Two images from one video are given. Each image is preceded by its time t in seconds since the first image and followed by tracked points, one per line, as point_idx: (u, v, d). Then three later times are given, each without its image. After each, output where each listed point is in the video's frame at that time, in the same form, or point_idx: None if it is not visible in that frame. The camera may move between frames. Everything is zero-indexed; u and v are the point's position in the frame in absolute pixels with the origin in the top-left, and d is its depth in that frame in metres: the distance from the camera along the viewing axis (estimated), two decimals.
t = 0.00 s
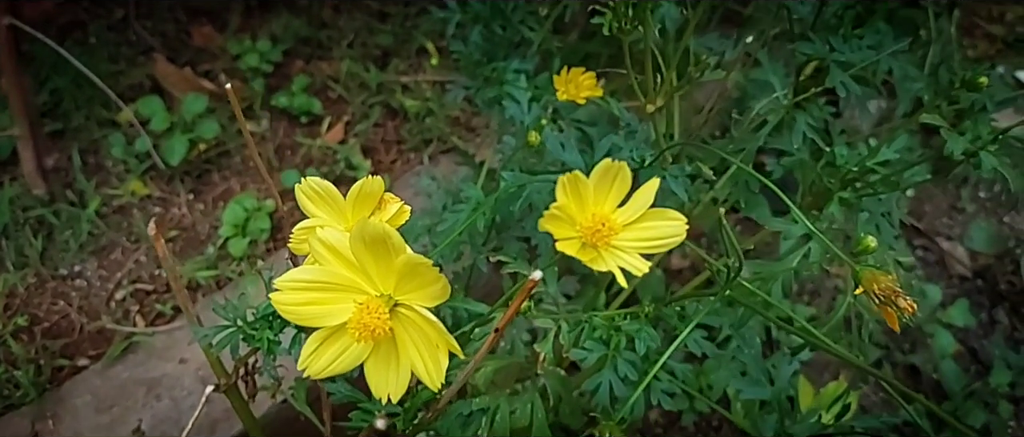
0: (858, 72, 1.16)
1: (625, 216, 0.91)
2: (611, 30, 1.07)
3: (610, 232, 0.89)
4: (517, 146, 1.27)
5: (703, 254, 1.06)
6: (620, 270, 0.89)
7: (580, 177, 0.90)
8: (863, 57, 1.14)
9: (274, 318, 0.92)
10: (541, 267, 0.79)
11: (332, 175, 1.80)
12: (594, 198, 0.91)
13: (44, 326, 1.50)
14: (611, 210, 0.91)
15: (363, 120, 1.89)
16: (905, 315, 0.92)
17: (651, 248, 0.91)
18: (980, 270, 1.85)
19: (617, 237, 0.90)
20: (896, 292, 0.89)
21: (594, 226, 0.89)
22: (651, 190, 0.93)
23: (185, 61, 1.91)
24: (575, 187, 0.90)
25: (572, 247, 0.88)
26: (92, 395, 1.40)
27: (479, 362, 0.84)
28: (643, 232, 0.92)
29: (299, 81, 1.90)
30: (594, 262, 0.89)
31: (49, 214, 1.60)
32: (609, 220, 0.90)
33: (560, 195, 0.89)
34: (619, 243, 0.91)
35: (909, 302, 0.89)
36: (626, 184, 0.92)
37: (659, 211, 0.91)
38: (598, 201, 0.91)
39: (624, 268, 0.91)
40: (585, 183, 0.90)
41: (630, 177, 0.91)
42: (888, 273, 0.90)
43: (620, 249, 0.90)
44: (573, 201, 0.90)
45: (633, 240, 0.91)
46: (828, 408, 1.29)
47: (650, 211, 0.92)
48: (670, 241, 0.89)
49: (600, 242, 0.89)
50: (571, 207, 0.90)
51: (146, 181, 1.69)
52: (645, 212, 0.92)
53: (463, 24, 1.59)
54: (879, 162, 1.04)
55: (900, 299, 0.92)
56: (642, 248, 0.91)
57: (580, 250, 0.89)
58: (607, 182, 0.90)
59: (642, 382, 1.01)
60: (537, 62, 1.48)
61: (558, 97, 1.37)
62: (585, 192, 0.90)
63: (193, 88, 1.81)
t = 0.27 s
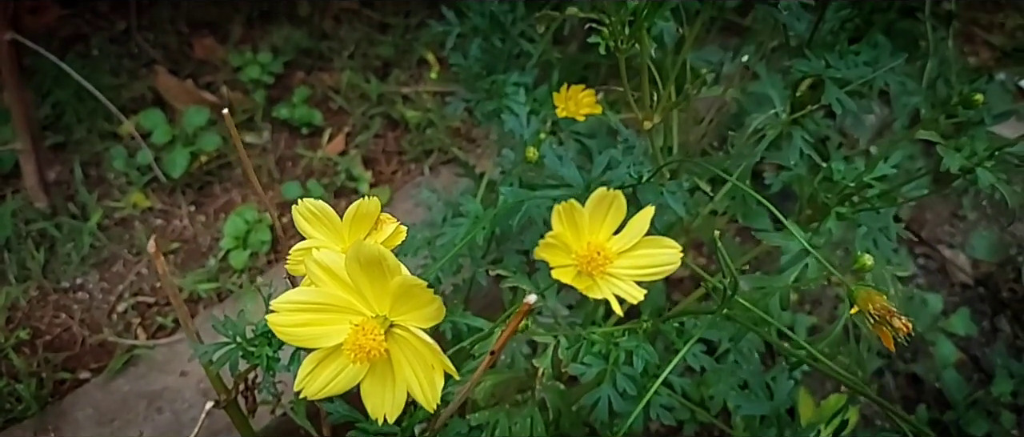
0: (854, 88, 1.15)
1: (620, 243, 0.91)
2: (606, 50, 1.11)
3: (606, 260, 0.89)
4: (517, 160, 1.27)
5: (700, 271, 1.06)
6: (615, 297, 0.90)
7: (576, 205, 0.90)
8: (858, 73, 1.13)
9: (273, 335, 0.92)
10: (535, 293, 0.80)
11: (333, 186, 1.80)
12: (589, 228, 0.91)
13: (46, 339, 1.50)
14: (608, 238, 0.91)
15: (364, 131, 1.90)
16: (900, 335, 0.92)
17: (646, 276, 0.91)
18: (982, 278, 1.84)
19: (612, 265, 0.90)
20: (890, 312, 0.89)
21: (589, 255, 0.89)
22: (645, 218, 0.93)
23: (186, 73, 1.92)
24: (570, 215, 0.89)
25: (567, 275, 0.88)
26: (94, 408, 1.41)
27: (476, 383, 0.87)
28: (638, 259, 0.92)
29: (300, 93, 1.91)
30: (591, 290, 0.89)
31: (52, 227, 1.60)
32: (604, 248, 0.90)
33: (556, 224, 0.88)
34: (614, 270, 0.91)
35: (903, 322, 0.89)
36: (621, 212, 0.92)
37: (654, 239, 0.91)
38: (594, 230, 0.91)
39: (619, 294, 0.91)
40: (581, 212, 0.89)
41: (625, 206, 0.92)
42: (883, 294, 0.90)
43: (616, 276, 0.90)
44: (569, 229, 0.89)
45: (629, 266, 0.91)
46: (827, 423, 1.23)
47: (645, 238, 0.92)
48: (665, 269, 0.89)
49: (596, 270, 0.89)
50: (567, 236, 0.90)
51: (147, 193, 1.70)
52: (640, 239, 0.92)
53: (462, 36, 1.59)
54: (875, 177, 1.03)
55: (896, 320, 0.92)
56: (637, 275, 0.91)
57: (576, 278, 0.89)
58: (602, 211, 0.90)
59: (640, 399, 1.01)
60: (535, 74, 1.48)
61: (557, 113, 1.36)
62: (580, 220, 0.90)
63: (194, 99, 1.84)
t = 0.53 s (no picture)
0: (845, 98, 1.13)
1: (601, 261, 0.88)
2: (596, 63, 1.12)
3: (589, 277, 0.87)
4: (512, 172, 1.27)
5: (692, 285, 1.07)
6: (597, 314, 0.86)
7: (558, 222, 0.88)
8: (850, 84, 1.12)
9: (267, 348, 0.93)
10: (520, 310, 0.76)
11: (330, 194, 1.80)
12: (573, 246, 0.89)
13: (43, 349, 1.51)
14: (591, 255, 0.88)
15: (361, 139, 1.90)
16: (889, 350, 0.91)
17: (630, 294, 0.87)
18: (981, 282, 1.84)
19: (595, 282, 0.87)
20: (878, 329, 0.88)
21: (570, 272, 0.86)
22: (626, 235, 0.90)
23: (183, 81, 1.92)
24: (552, 233, 0.87)
25: (550, 293, 0.86)
26: (92, 418, 1.42)
27: (463, 401, 0.80)
28: (621, 277, 0.88)
29: (297, 101, 1.91)
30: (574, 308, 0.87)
31: (49, 237, 1.61)
32: (587, 265, 0.87)
33: (537, 241, 0.87)
34: (596, 287, 0.87)
35: (891, 338, 0.88)
36: (604, 230, 0.89)
37: (636, 256, 0.88)
38: (577, 247, 0.89)
39: (602, 312, 0.87)
40: (563, 229, 0.87)
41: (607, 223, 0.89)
42: (871, 310, 0.89)
43: (599, 294, 0.87)
44: (551, 247, 0.87)
45: (611, 284, 0.88)
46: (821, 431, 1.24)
47: (628, 255, 0.89)
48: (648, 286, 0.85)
49: (579, 288, 0.86)
50: (550, 254, 0.88)
51: (145, 202, 1.70)
52: (624, 256, 0.89)
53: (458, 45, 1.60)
54: (868, 186, 1.02)
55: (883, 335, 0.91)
56: (619, 293, 0.88)
57: (559, 296, 0.86)
58: (585, 228, 0.88)
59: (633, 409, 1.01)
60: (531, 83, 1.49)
61: (550, 124, 1.35)
62: (563, 238, 0.88)
63: (192, 108, 1.86)
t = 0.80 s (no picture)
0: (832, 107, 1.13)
1: (581, 280, 0.84)
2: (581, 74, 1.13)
3: (567, 297, 0.81)
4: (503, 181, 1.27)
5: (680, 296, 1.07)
6: (576, 335, 0.81)
7: (536, 242, 0.83)
8: (836, 93, 1.12)
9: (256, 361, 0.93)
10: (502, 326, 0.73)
11: (325, 201, 1.79)
12: (552, 265, 0.84)
13: (38, 359, 1.51)
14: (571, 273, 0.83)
15: (356, 145, 1.90)
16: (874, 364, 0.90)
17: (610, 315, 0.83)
18: (978, 285, 1.83)
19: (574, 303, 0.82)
20: (862, 342, 0.87)
21: (548, 292, 0.80)
22: (606, 256, 0.86)
23: (178, 89, 1.93)
24: (530, 253, 0.83)
25: (528, 313, 0.80)
26: (86, 428, 1.42)
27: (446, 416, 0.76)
28: (601, 297, 0.84)
29: (291, 108, 1.91)
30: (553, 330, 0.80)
31: (43, 246, 1.61)
32: (565, 285, 0.82)
33: (515, 261, 0.82)
34: (577, 308, 0.82)
35: (876, 351, 0.87)
36: (583, 250, 0.85)
37: (615, 275, 0.84)
38: (556, 267, 0.84)
39: (581, 334, 0.82)
40: (541, 248, 0.83)
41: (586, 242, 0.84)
42: (856, 323, 0.89)
43: (578, 314, 0.81)
44: (529, 268, 0.83)
45: (591, 304, 0.83)
46: None
47: (608, 275, 0.85)
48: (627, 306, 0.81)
49: (557, 309, 0.80)
50: (529, 274, 0.83)
51: (139, 210, 1.71)
52: (604, 276, 0.85)
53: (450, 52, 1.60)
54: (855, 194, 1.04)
55: (868, 348, 0.90)
56: (599, 313, 0.83)
57: (537, 317, 0.80)
58: (563, 247, 0.83)
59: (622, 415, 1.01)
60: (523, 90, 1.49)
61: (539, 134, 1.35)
62: (541, 256, 0.83)
63: (186, 117, 1.85)
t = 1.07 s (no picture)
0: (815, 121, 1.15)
1: (558, 297, 0.87)
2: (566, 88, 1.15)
3: (544, 315, 0.84)
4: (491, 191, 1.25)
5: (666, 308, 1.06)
6: (553, 352, 0.84)
7: (513, 261, 0.86)
8: (819, 104, 1.14)
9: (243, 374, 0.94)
10: (481, 342, 0.75)
11: (318, 209, 1.80)
12: (528, 283, 0.87)
13: (31, 369, 1.51)
14: (546, 292, 0.86)
15: (349, 153, 1.90)
16: (853, 377, 0.92)
17: (585, 331, 0.86)
18: (971, 287, 1.82)
19: (552, 320, 0.85)
20: (841, 354, 0.90)
21: (525, 310, 0.83)
22: (581, 273, 0.88)
23: (171, 98, 1.93)
24: (507, 271, 0.86)
25: (506, 331, 0.82)
26: None
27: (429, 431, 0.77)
28: (576, 314, 0.87)
29: (284, 116, 1.91)
30: (530, 347, 0.83)
31: (37, 257, 1.61)
32: (541, 304, 0.85)
33: (492, 279, 0.85)
34: (553, 324, 0.85)
35: (853, 363, 0.90)
36: (559, 268, 0.88)
37: (591, 293, 0.87)
38: (532, 285, 0.87)
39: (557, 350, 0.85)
40: (517, 267, 0.85)
41: (562, 260, 0.88)
42: (835, 336, 0.91)
43: (554, 331, 0.85)
44: (506, 286, 0.85)
45: (566, 321, 0.86)
46: None
47: (583, 293, 0.88)
48: (602, 322, 0.85)
49: (534, 326, 0.83)
50: (506, 292, 0.85)
51: (133, 220, 1.71)
52: (579, 293, 0.88)
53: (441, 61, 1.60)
54: (843, 204, 1.03)
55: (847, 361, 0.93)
56: (575, 330, 0.86)
57: (514, 334, 0.82)
58: (540, 265, 0.86)
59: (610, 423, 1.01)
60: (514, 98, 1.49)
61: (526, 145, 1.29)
62: (517, 275, 0.86)
63: (179, 126, 1.85)
